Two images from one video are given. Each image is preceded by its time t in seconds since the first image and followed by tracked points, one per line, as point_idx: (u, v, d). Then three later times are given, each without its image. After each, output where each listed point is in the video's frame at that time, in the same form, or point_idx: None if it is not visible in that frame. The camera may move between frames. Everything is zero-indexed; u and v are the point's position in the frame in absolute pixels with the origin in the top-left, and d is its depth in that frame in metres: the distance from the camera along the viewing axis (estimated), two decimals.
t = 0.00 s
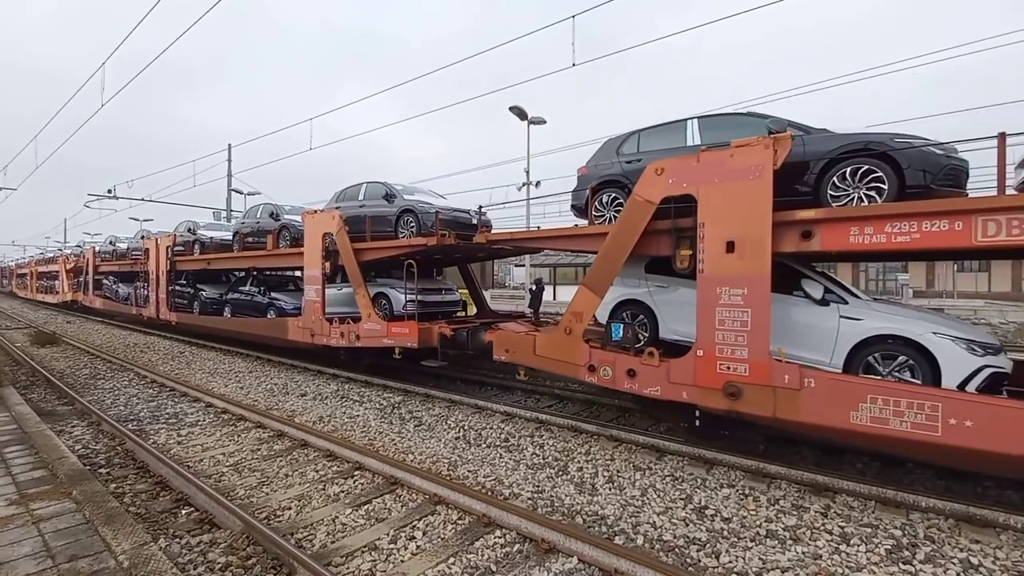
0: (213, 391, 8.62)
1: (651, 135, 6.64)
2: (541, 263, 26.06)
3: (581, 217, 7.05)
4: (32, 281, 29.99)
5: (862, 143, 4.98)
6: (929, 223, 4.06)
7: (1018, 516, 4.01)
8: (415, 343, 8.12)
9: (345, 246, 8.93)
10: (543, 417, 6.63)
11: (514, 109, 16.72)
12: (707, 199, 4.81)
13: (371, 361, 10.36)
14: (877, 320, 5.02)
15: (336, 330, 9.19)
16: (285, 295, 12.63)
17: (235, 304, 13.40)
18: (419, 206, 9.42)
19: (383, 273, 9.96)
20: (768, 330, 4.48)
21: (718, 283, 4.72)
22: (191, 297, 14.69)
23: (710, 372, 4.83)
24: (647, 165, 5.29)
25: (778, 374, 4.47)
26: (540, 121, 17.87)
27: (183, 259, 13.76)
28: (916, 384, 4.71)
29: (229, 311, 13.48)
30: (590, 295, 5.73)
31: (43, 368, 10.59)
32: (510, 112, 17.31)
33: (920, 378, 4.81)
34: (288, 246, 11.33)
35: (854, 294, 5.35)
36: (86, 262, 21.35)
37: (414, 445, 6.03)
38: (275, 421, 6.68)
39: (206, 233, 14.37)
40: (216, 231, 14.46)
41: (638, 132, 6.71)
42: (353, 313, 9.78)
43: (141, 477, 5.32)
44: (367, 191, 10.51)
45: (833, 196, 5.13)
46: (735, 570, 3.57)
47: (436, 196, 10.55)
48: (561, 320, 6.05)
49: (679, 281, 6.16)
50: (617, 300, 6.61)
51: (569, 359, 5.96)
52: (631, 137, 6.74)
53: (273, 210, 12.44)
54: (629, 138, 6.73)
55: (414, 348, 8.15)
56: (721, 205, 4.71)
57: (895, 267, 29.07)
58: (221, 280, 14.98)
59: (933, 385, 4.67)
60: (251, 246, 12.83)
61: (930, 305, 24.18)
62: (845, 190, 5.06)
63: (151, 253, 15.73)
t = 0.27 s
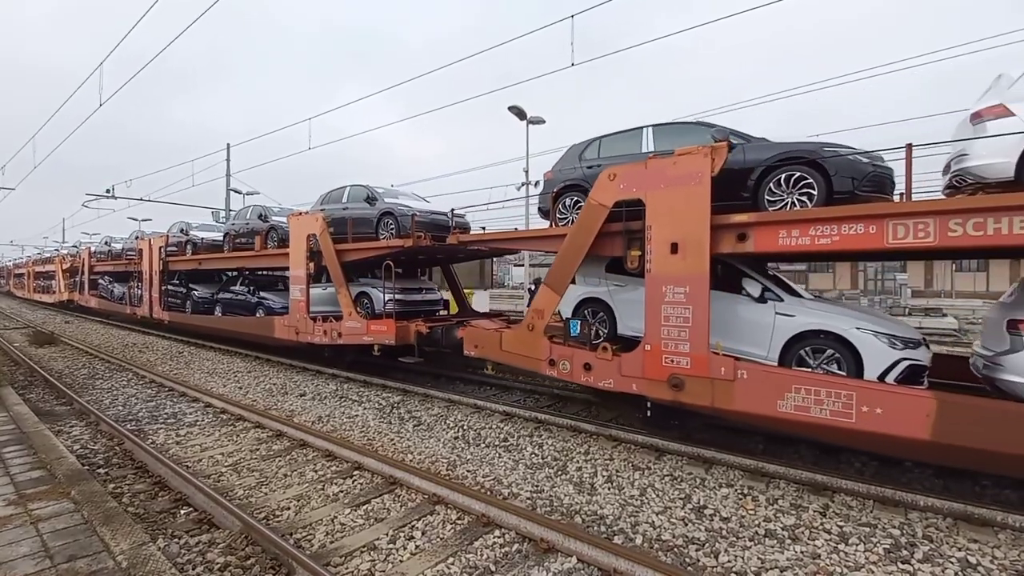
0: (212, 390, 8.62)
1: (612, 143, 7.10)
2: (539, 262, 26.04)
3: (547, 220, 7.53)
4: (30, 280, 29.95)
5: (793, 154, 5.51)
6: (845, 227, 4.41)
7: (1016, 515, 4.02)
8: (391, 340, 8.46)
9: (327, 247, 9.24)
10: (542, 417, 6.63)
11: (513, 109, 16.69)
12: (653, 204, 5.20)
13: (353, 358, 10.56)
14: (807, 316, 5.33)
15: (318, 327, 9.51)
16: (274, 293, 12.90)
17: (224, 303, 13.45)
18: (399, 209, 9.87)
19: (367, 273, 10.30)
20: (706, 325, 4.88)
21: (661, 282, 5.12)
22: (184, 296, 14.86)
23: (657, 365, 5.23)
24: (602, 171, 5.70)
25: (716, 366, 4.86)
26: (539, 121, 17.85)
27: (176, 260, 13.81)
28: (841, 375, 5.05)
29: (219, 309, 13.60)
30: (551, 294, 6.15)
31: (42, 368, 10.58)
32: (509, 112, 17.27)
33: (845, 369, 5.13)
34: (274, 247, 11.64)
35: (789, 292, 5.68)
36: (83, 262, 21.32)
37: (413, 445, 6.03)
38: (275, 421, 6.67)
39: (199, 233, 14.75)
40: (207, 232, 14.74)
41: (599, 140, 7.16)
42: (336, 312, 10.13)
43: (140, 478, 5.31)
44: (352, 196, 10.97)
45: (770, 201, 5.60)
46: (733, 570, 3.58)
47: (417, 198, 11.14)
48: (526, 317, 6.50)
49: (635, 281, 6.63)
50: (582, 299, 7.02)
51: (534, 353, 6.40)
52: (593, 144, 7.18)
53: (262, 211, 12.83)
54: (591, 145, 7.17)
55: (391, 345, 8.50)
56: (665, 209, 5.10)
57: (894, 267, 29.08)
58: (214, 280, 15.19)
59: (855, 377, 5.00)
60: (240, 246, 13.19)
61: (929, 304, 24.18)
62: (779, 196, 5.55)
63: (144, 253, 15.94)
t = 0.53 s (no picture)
0: (213, 391, 8.62)
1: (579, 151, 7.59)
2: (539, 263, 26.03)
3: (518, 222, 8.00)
4: (29, 281, 30.02)
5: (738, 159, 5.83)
6: (776, 229, 4.81)
7: (1017, 515, 4.02)
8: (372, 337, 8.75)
9: (312, 248, 9.56)
10: (542, 417, 6.63)
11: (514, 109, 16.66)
12: (608, 208, 5.67)
13: (340, 357, 10.64)
14: (748, 313, 5.62)
15: (305, 326, 9.82)
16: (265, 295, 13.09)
17: (217, 303, 13.50)
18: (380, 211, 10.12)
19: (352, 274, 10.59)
20: (652, 321, 5.33)
21: (614, 281, 5.59)
22: (178, 296, 14.94)
23: (611, 358, 5.70)
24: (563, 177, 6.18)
25: (661, 359, 5.30)
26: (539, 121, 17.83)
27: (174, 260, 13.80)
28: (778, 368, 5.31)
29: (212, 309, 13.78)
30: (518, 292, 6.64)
31: (43, 368, 10.60)
32: (509, 112, 17.23)
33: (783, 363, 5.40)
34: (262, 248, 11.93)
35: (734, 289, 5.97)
36: (81, 262, 21.32)
37: (413, 445, 6.03)
38: (275, 421, 6.67)
39: (193, 234, 14.93)
40: (201, 234, 15.02)
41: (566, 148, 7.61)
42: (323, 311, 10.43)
43: (140, 478, 5.31)
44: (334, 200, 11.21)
45: (716, 205, 5.96)
46: (734, 570, 3.57)
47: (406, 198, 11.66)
48: (494, 314, 6.95)
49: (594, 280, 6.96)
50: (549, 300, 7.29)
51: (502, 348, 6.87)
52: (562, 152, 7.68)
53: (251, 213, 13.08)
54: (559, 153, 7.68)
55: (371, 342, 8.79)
56: (618, 213, 5.58)
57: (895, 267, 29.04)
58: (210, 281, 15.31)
59: (790, 370, 5.27)
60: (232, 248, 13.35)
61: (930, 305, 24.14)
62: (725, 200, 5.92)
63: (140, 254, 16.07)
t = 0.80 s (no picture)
0: (212, 391, 8.62)
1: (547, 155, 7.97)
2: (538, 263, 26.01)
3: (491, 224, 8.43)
4: (27, 281, 30.05)
5: (690, 168, 6.38)
6: (716, 232, 5.16)
7: (1015, 514, 4.03)
8: (352, 335, 9.00)
9: (297, 249, 9.84)
10: (542, 417, 6.64)
11: (513, 109, 16.63)
12: (567, 211, 5.98)
13: (324, 354, 10.99)
14: (697, 312, 6.00)
15: (290, 324, 10.07)
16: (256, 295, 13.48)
17: (210, 303, 13.78)
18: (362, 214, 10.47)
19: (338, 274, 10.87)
20: (607, 318, 5.66)
21: (572, 280, 5.92)
22: (172, 296, 15.17)
23: (569, 353, 6.01)
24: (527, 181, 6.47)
25: (615, 354, 5.62)
26: (539, 121, 17.80)
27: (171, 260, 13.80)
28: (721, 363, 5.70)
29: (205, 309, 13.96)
30: (486, 291, 6.93)
31: (41, 368, 10.60)
32: (509, 112, 17.20)
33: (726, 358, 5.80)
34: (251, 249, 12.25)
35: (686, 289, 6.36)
36: (78, 262, 21.37)
37: (413, 446, 6.03)
38: (274, 421, 6.66)
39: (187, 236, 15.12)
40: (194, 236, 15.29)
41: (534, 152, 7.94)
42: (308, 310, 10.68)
43: (139, 478, 5.30)
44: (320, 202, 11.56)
45: (667, 209, 6.47)
46: (733, 570, 3.57)
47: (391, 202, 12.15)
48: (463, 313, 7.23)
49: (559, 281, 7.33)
50: (517, 299, 7.68)
51: (470, 345, 7.14)
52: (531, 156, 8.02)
53: (241, 215, 13.50)
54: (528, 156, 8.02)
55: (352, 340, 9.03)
56: (576, 216, 5.89)
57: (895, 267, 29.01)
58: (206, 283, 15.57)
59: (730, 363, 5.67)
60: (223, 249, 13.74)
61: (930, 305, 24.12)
62: (678, 205, 6.42)
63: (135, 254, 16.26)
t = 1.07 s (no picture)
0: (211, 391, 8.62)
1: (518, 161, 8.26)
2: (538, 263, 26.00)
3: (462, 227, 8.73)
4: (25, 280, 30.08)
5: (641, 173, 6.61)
6: (665, 235, 5.43)
7: (1014, 514, 4.04)
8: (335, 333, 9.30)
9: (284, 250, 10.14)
10: (541, 417, 6.64)
11: (513, 109, 16.59)
12: (530, 215, 6.25)
13: (312, 352, 11.24)
14: (650, 309, 6.25)
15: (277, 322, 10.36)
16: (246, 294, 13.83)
17: (203, 302, 14.02)
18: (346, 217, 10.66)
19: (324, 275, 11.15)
20: (566, 316, 5.92)
21: (533, 280, 6.18)
22: (166, 296, 15.52)
23: (532, 350, 6.28)
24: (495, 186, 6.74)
25: (574, 350, 5.88)
26: (539, 122, 17.78)
27: (168, 260, 13.79)
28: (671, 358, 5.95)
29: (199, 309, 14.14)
30: (457, 290, 7.19)
31: (40, 368, 10.61)
32: (509, 112, 17.12)
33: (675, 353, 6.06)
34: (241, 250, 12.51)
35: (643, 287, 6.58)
36: (75, 262, 21.40)
37: (412, 446, 6.03)
38: (274, 422, 6.66)
39: (181, 238, 15.29)
40: (188, 236, 15.50)
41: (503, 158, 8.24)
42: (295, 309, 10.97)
43: (138, 479, 5.30)
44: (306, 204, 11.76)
45: (625, 213, 6.72)
46: (733, 570, 3.57)
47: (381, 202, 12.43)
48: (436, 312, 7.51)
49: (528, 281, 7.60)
50: (487, 299, 7.91)
51: (442, 342, 7.42)
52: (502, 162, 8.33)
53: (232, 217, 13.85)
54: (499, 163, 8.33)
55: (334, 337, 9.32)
56: (538, 219, 6.17)
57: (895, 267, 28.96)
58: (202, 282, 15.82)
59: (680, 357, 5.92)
60: (214, 250, 14.05)
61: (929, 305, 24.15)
62: (631, 209, 6.68)
63: (131, 255, 16.38)
